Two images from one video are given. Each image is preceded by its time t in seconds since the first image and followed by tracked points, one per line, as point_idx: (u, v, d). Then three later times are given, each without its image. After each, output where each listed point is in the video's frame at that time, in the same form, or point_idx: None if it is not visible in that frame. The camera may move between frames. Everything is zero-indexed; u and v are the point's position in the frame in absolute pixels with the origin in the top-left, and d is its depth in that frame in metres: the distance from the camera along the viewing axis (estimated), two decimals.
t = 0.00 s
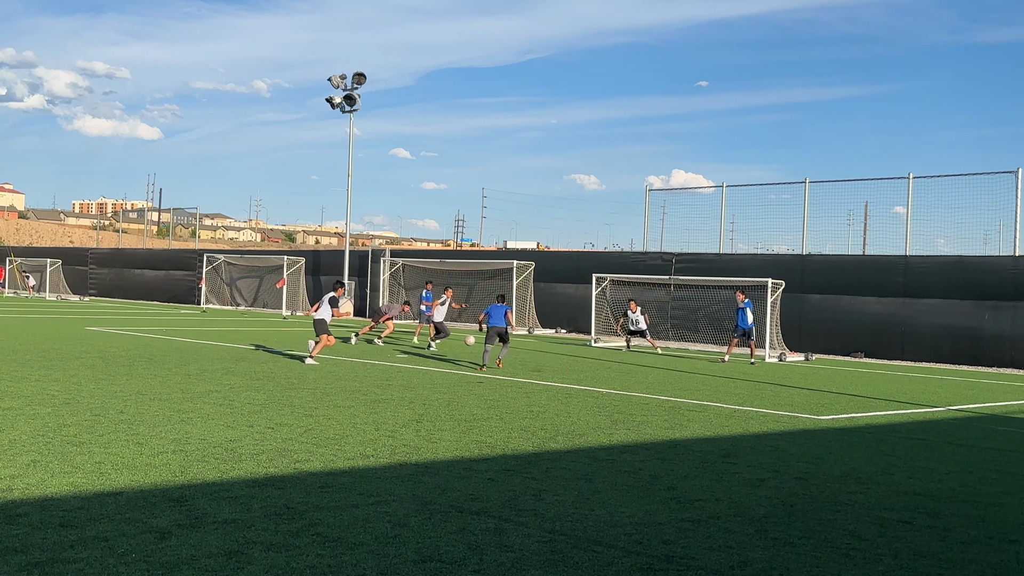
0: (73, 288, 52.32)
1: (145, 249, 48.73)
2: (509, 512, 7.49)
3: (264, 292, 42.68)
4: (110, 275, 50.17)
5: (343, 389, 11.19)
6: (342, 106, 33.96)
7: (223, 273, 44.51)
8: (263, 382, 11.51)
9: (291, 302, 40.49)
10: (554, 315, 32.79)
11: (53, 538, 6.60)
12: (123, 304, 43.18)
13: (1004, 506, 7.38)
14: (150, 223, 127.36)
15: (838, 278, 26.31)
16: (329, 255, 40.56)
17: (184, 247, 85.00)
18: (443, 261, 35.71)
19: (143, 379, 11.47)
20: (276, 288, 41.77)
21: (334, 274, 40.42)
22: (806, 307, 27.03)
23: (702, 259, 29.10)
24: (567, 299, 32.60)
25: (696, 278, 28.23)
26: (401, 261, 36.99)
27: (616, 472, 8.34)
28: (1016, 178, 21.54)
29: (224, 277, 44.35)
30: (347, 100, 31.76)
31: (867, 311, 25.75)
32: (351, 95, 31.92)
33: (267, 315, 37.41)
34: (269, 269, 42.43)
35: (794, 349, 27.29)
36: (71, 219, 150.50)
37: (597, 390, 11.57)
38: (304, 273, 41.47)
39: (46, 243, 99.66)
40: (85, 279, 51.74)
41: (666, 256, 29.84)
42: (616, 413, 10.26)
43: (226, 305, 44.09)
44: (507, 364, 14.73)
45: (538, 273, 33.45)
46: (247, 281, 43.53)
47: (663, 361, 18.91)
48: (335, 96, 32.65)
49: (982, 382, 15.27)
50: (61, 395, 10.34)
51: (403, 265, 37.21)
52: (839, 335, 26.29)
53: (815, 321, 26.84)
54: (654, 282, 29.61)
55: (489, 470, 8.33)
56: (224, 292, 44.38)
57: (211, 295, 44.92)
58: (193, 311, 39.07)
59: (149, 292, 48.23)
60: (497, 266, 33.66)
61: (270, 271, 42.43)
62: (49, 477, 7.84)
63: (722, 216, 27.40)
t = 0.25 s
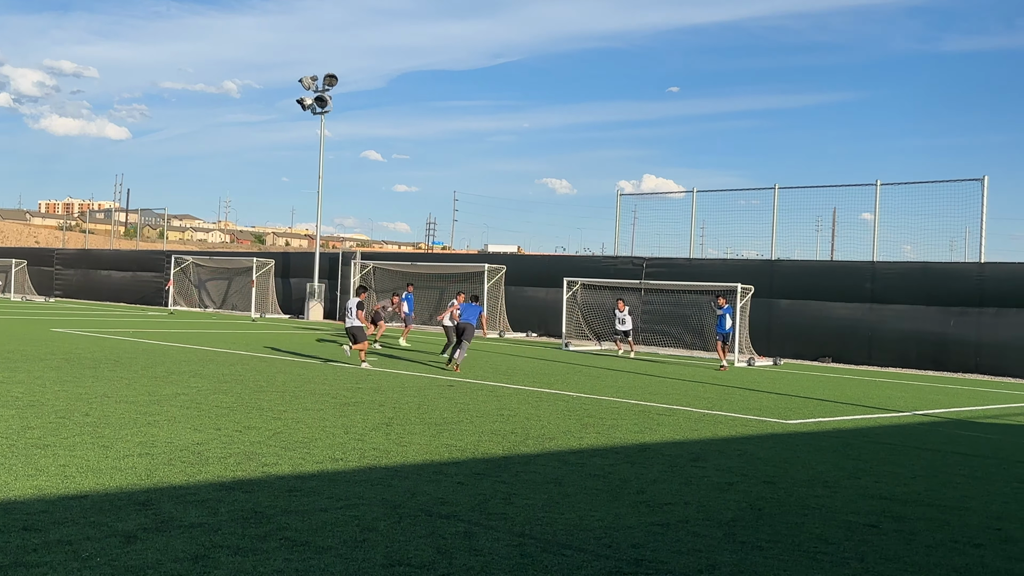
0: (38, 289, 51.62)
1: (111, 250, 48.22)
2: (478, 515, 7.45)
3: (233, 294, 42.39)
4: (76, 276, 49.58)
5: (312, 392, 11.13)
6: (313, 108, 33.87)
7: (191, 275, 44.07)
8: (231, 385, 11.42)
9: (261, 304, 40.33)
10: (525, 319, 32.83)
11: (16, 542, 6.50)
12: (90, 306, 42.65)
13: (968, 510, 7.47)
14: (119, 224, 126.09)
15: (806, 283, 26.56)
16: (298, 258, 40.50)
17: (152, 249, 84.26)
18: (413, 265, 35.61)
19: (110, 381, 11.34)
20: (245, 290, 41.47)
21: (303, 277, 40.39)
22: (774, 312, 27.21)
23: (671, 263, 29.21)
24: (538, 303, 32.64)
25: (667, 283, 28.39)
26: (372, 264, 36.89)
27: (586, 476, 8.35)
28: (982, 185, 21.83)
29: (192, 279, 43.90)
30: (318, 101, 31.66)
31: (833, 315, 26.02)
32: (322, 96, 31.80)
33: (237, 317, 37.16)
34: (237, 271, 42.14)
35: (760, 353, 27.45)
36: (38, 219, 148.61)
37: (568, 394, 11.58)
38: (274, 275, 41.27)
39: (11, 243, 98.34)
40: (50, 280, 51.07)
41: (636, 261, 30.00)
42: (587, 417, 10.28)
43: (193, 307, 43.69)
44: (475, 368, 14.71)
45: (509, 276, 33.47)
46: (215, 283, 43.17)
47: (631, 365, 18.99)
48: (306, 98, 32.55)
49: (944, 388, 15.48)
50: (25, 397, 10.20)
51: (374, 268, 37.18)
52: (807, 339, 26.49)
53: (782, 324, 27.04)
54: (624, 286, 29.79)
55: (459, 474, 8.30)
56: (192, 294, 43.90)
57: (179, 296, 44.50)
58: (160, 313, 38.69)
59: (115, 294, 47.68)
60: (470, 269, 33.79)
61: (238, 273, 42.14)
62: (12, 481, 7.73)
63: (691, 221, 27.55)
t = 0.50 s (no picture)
0: None
1: (70, 250, 47.55)
2: (440, 521, 7.37)
3: (194, 296, 41.98)
4: (33, 276, 48.80)
5: (274, 396, 10.99)
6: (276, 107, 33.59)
7: (152, 276, 43.35)
8: (191, 388, 11.25)
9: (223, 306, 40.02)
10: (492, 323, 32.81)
11: None
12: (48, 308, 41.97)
13: (928, 515, 7.50)
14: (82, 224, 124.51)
15: (771, 288, 26.74)
16: (262, 259, 40.28)
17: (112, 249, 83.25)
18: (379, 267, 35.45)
19: (66, 384, 11.12)
20: (207, 292, 41.11)
21: (266, 278, 40.19)
22: (739, 317, 27.38)
23: (639, 268, 29.43)
24: (505, 306, 32.65)
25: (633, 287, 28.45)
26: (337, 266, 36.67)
27: (549, 481, 8.29)
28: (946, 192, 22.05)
29: (154, 280, 43.26)
30: (282, 101, 31.41)
31: (798, 321, 26.24)
32: (287, 96, 31.58)
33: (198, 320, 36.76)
34: (199, 272, 41.72)
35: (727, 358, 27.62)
36: None
37: (533, 398, 11.54)
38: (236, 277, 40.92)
39: None
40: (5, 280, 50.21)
41: (603, 264, 30.17)
42: (551, 422, 10.23)
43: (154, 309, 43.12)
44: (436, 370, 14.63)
45: (475, 279, 33.39)
46: (176, 285, 42.67)
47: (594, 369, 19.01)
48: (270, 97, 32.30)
49: (904, 390, 15.63)
50: None
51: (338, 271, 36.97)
52: (772, 344, 26.69)
53: (748, 329, 27.23)
54: (590, 290, 29.85)
55: (421, 479, 8.22)
56: (154, 296, 43.31)
57: (139, 298, 43.93)
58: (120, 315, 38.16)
59: (75, 296, 47.03)
60: (435, 272, 33.52)
61: (200, 274, 41.73)
62: None
63: (658, 226, 27.65)
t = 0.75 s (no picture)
0: None
1: (16, 253, 46.68)
2: (397, 535, 7.11)
3: (145, 300, 41.36)
4: None
5: (228, 404, 10.69)
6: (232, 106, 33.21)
7: (100, 279, 42.70)
8: (141, 397, 10.91)
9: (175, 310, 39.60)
10: (453, 328, 32.56)
11: None
12: None
13: (896, 527, 7.37)
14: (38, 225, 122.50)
15: (739, 294, 26.82)
16: (216, 263, 39.87)
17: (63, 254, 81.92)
18: (338, 269, 35.07)
19: (9, 393, 10.71)
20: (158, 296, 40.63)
21: (221, 282, 39.76)
22: (707, 323, 27.33)
23: (605, 274, 29.39)
24: (467, 311, 32.42)
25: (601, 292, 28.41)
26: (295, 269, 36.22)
27: (511, 492, 8.08)
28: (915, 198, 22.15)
29: (102, 283, 42.59)
30: (239, 99, 31.03)
31: (767, 327, 26.24)
32: (244, 94, 31.18)
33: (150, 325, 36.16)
34: (150, 276, 41.10)
35: (694, 365, 27.51)
36: None
37: (495, 406, 11.32)
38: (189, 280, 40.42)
39: None
40: None
41: (569, 269, 30.05)
42: (514, 431, 10.03)
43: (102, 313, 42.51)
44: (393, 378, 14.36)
45: (438, 284, 33.14)
46: (126, 288, 42.01)
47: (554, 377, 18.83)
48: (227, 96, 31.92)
49: (870, 400, 15.61)
50: None
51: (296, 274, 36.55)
52: (740, 351, 26.64)
53: (716, 336, 27.18)
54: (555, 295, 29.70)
55: (379, 491, 7.97)
56: (100, 298, 42.71)
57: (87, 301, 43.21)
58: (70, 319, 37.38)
59: (22, 299, 46.13)
60: (396, 276, 33.15)
61: (151, 278, 41.13)
62: None
63: (624, 230, 27.55)
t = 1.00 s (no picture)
0: None
1: None
2: (355, 544, 6.98)
3: (98, 305, 40.96)
4: None
5: (183, 412, 10.52)
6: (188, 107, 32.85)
7: (52, 281, 42.70)
8: (93, 404, 10.69)
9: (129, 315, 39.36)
10: (415, 332, 32.38)
11: None
12: None
13: (855, 533, 7.39)
14: None
15: (702, 299, 26.88)
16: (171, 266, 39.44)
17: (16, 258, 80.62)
18: (297, 273, 34.72)
19: None
20: (111, 300, 40.27)
21: (175, 286, 39.30)
22: (670, 328, 27.41)
23: (570, 279, 29.16)
24: (429, 315, 32.20)
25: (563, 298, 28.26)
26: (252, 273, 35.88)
27: (471, 500, 8.00)
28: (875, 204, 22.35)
29: (54, 286, 42.62)
30: (196, 100, 30.71)
31: (730, 332, 26.36)
32: (201, 95, 30.86)
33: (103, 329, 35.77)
34: (103, 279, 40.62)
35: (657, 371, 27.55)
36: None
37: (456, 413, 11.25)
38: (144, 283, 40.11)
39: None
40: None
41: (531, 274, 29.87)
42: (475, 437, 9.96)
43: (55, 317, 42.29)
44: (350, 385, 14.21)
45: (399, 288, 32.91)
46: (79, 292, 41.66)
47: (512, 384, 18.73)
48: (184, 96, 31.59)
49: (829, 404, 15.75)
50: None
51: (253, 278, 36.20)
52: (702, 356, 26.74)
53: (678, 341, 27.25)
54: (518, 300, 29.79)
55: (338, 499, 7.85)
56: (53, 302, 42.69)
57: (40, 305, 42.97)
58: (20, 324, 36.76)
59: None
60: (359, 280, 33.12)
61: (104, 281, 40.66)
62: None
63: (587, 235, 27.51)
